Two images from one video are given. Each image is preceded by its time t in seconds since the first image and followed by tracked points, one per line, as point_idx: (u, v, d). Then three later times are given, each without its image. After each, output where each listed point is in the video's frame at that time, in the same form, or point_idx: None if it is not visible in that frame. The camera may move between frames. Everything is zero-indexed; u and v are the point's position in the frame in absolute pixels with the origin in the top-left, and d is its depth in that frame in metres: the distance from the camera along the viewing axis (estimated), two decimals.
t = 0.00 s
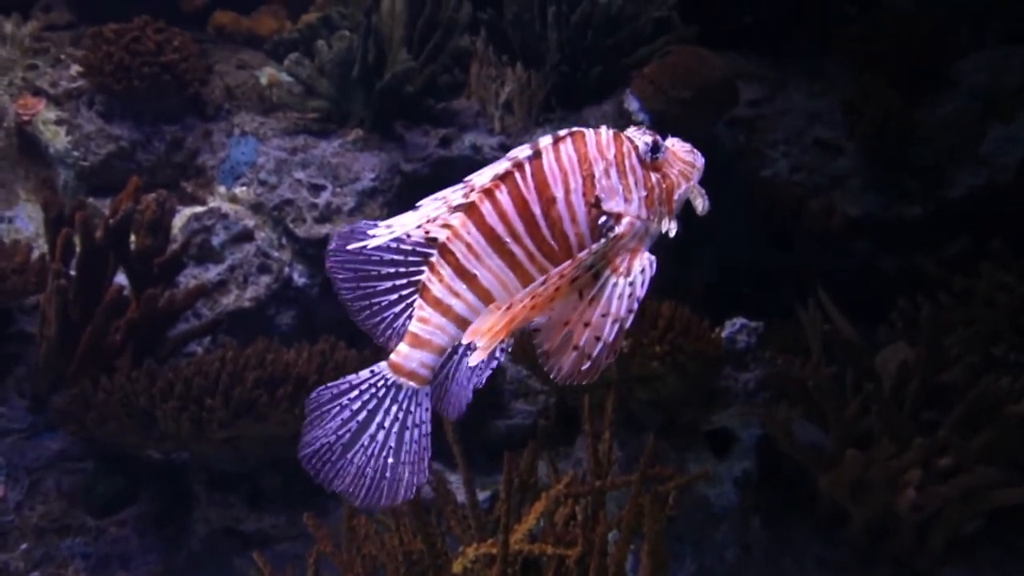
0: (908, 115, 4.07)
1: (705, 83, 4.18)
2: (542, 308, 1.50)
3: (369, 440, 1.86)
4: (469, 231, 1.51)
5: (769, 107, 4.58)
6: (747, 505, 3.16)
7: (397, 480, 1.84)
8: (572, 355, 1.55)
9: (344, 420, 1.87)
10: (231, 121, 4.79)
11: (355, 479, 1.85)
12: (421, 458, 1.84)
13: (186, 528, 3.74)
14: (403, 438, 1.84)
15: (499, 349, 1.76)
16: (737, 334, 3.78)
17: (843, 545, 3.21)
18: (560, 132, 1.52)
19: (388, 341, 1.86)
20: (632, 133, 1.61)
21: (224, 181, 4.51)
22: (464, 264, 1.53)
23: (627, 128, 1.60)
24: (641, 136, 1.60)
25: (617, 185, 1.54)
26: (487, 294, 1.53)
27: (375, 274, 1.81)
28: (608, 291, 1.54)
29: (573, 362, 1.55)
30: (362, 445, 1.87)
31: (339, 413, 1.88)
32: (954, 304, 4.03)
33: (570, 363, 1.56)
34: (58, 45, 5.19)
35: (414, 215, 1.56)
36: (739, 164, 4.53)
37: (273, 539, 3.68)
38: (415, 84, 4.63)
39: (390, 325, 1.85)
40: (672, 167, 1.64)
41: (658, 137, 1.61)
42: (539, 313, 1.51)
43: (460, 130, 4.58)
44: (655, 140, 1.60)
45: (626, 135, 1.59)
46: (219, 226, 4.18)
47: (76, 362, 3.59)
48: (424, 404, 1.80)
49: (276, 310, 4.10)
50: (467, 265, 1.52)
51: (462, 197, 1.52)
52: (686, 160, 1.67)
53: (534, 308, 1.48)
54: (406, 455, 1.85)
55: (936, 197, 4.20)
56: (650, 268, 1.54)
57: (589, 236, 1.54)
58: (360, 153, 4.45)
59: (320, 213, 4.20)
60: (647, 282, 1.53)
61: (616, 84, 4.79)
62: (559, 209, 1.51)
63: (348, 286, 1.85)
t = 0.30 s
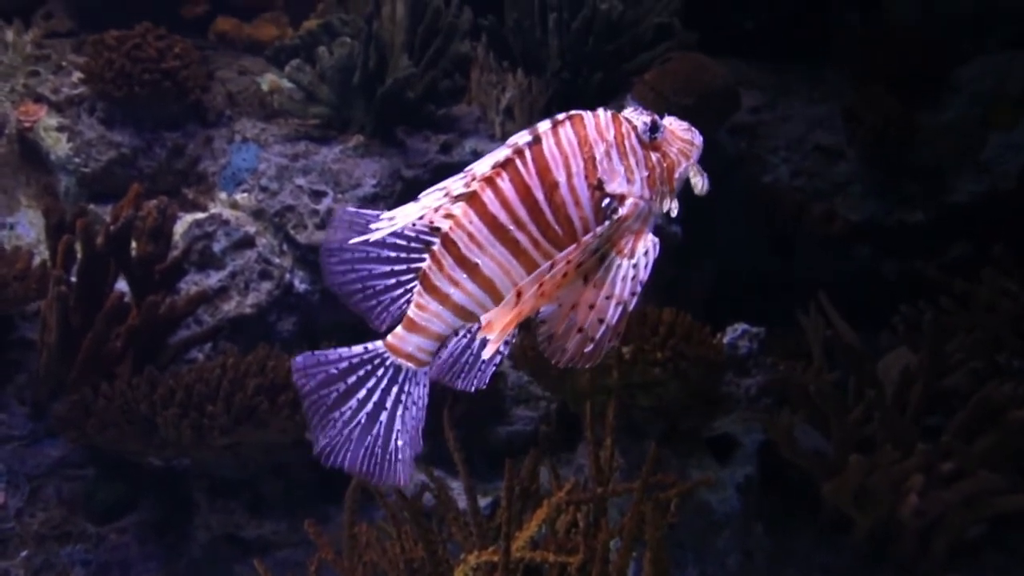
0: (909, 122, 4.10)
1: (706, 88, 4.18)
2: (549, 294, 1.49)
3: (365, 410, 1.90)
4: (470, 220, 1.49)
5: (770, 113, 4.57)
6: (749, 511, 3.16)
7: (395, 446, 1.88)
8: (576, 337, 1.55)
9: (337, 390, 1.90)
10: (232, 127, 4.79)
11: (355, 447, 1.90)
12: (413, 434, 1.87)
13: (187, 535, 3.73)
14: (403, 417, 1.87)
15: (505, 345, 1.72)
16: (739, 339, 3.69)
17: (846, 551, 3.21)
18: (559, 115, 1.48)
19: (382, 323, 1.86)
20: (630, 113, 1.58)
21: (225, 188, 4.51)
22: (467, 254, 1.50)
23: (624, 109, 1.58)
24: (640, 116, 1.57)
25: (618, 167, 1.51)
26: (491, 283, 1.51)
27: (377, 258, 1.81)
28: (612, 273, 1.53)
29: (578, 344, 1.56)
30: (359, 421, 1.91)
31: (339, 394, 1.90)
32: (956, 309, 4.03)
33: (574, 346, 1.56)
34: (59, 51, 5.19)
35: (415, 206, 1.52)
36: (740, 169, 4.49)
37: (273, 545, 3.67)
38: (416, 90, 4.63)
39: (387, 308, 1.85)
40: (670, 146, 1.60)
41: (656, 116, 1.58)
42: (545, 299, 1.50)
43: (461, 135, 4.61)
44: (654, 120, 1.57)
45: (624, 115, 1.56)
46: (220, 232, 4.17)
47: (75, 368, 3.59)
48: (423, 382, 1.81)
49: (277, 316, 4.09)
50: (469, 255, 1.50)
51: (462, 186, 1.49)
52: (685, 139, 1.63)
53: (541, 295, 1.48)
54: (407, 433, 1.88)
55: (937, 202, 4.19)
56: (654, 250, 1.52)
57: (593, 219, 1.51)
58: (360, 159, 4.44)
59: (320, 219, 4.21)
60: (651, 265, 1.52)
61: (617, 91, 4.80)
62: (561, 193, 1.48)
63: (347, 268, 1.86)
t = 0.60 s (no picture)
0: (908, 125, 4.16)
1: (708, 92, 4.18)
2: (554, 279, 1.51)
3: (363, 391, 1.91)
4: (475, 207, 1.51)
5: (771, 117, 4.58)
6: (750, 517, 3.16)
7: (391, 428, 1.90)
8: (579, 321, 1.57)
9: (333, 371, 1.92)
10: (233, 132, 4.79)
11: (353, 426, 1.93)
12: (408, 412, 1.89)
13: (187, 541, 3.72)
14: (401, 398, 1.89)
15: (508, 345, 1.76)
16: (740, 345, 3.62)
17: (848, 557, 3.20)
18: (559, 99, 1.50)
19: (377, 302, 1.86)
20: (629, 96, 1.59)
21: (226, 193, 4.51)
22: (471, 241, 1.52)
23: (624, 91, 1.58)
24: (639, 98, 1.59)
25: (620, 148, 1.53)
26: (496, 269, 1.53)
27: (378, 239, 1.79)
28: (616, 256, 1.55)
29: (582, 328, 1.58)
30: (357, 403, 1.93)
31: (335, 373, 1.92)
32: (958, 314, 4.03)
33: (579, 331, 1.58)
34: (61, 56, 5.19)
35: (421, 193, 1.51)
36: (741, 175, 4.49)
37: (274, 552, 3.66)
38: (417, 96, 4.64)
39: (384, 289, 1.85)
40: (670, 127, 1.62)
41: (655, 98, 1.60)
42: (550, 285, 1.52)
43: (462, 141, 4.67)
44: (652, 101, 1.59)
45: (623, 98, 1.57)
46: (222, 237, 4.18)
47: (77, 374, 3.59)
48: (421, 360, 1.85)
49: (278, 321, 4.08)
50: (474, 242, 1.52)
51: (467, 173, 1.50)
52: (684, 120, 1.65)
53: (546, 278, 1.50)
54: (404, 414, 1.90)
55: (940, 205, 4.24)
56: (657, 234, 1.55)
57: (598, 201, 1.53)
58: (362, 165, 4.43)
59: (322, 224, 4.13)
60: (654, 249, 1.55)
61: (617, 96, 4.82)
62: (565, 176, 1.50)
63: (348, 241, 1.83)
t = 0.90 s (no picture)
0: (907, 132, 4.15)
1: (709, 98, 4.18)
2: (556, 267, 1.50)
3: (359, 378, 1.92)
4: (477, 197, 1.49)
5: (772, 123, 4.58)
6: (751, 524, 3.15)
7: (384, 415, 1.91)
8: (580, 310, 1.55)
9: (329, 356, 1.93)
10: (234, 138, 4.80)
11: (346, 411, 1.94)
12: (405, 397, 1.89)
13: (187, 548, 3.72)
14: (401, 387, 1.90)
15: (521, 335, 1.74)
16: (741, 352, 3.67)
17: (850, 565, 3.19)
18: (558, 88, 1.50)
19: (378, 291, 1.86)
20: (628, 85, 1.59)
21: (226, 199, 4.52)
22: (475, 232, 1.51)
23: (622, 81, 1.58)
24: (637, 87, 1.59)
25: (621, 136, 1.53)
26: (498, 260, 1.52)
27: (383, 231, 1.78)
28: (617, 246, 1.54)
29: (585, 318, 1.56)
30: (354, 389, 1.94)
31: (331, 361, 1.93)
32: (959, 320, 4.02)
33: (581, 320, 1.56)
34: (62, 62, 5.19)
35: (426, 184, 1.56)
36: (741, 181, 4.49)
37: (274, 559, 3.64)
38: (418, 101, 4.63)
39: (384, 278, 1.84)
40: (670, 116, 1.62)
41: (654, 87, 1.60)
42: (552, 274, 1.50)
43: (462, 147, 4.66)
44: (651, 90, 1.59)
45: (622, 87, 1.57)
46: (222, 243, 4.18)
47: (76, 381, 3.58)
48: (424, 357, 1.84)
49: (278, 327, 4.09)
50: (478, 233, 1.51)
51: (469, 163, 1.50)
52: (683, 109, 1.66)
53: (546, 264, 1.48)
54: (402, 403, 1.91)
55: (938, 212, 4.22)
56: (657, 224, 1.55)
57: (601, 189, 1.52)
58: (362, 171, 4.44)
59: (323, 230, 4.17)
60: (655, 240, 1.54)
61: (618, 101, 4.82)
62: (567, 164, 1.49)
63: (355, 230, 1.83)
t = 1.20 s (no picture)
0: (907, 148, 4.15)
1: (708, 111, 4.19)
2: (558, 263, 1.50)
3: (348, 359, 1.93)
4: (479, 193, 1.50)
5: (771, 136, 4.58)
6: (751, 539, 3.15)
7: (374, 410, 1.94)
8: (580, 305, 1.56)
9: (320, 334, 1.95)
10: (233, 150, 4.81)
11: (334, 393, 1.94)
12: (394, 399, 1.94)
13: (184, 562, 3.70)
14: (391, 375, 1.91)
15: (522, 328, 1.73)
16: (741, 365, 3.77)
17: None
18: (558, 82, 1.49)
19: (378, 285, 1.87)
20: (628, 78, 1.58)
21: (225, 212, 4.52)
22: (477, 228, 1.52)
23: (621, 75, 1.58)
24: (637, 80, 1.58)
25: (622, 130, 1.52)
26: (501, 256, 1.53)
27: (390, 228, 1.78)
28: (617, 241, 1.54)
29: (585, 311, 1.58)
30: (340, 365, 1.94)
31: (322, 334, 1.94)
32: (958, 333, 4.01)
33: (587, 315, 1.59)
34: (62, 73, 5.19)
35: (428, 181, 1.60)
36: (742, 194, 4.51)
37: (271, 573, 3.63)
38: (417, 114, 4.65)
39: (388, 275, 1.84)
40: (670, 109, 1.61)
41: (654, 79, 1.58)
42: (554, 269, 1.50)
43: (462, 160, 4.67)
44: (651, 83, 1.57)
45: (622, 80, 1.56)
46: (221, 256, 4.17)
47: (75, 393, 3.57)
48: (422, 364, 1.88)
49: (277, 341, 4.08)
50: (480, 229, 1.51)
51: (471, 160, 1.51)
52: (683, 101, 1.64)
53: (547, 260, 1.49)
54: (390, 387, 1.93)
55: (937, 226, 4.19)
56: (654, 220, 1.54)
57: (601, 184, 1.51)
58: (361, 183, 4.47)
59: (322, 242, 4.20)
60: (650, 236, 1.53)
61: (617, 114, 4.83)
62: (568, 158, 1.48)
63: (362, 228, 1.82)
